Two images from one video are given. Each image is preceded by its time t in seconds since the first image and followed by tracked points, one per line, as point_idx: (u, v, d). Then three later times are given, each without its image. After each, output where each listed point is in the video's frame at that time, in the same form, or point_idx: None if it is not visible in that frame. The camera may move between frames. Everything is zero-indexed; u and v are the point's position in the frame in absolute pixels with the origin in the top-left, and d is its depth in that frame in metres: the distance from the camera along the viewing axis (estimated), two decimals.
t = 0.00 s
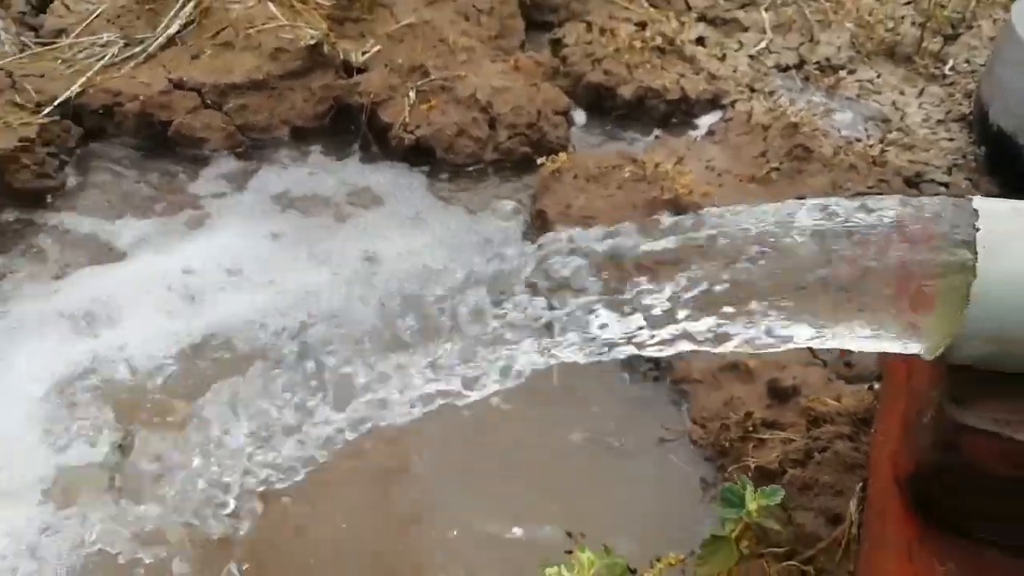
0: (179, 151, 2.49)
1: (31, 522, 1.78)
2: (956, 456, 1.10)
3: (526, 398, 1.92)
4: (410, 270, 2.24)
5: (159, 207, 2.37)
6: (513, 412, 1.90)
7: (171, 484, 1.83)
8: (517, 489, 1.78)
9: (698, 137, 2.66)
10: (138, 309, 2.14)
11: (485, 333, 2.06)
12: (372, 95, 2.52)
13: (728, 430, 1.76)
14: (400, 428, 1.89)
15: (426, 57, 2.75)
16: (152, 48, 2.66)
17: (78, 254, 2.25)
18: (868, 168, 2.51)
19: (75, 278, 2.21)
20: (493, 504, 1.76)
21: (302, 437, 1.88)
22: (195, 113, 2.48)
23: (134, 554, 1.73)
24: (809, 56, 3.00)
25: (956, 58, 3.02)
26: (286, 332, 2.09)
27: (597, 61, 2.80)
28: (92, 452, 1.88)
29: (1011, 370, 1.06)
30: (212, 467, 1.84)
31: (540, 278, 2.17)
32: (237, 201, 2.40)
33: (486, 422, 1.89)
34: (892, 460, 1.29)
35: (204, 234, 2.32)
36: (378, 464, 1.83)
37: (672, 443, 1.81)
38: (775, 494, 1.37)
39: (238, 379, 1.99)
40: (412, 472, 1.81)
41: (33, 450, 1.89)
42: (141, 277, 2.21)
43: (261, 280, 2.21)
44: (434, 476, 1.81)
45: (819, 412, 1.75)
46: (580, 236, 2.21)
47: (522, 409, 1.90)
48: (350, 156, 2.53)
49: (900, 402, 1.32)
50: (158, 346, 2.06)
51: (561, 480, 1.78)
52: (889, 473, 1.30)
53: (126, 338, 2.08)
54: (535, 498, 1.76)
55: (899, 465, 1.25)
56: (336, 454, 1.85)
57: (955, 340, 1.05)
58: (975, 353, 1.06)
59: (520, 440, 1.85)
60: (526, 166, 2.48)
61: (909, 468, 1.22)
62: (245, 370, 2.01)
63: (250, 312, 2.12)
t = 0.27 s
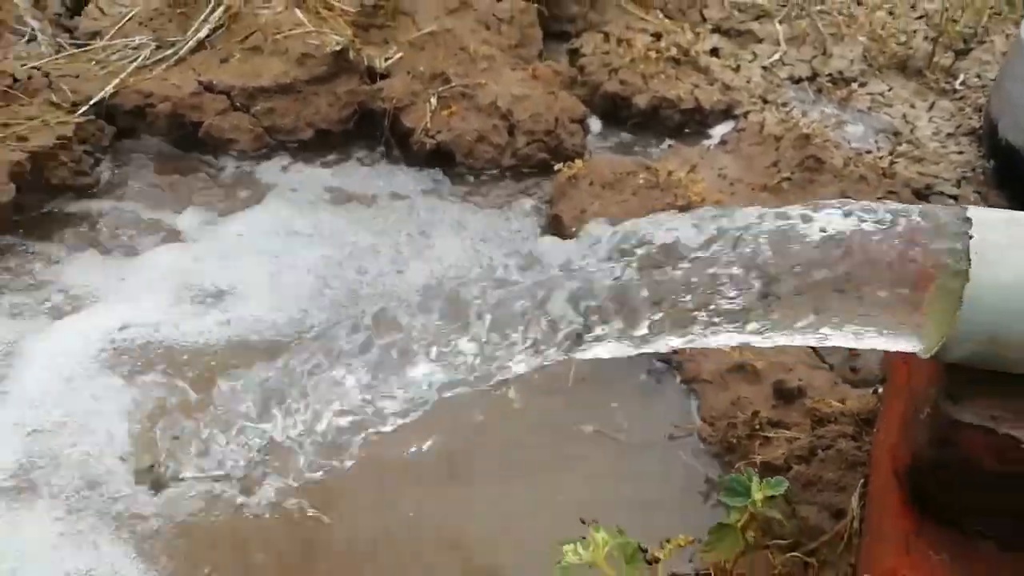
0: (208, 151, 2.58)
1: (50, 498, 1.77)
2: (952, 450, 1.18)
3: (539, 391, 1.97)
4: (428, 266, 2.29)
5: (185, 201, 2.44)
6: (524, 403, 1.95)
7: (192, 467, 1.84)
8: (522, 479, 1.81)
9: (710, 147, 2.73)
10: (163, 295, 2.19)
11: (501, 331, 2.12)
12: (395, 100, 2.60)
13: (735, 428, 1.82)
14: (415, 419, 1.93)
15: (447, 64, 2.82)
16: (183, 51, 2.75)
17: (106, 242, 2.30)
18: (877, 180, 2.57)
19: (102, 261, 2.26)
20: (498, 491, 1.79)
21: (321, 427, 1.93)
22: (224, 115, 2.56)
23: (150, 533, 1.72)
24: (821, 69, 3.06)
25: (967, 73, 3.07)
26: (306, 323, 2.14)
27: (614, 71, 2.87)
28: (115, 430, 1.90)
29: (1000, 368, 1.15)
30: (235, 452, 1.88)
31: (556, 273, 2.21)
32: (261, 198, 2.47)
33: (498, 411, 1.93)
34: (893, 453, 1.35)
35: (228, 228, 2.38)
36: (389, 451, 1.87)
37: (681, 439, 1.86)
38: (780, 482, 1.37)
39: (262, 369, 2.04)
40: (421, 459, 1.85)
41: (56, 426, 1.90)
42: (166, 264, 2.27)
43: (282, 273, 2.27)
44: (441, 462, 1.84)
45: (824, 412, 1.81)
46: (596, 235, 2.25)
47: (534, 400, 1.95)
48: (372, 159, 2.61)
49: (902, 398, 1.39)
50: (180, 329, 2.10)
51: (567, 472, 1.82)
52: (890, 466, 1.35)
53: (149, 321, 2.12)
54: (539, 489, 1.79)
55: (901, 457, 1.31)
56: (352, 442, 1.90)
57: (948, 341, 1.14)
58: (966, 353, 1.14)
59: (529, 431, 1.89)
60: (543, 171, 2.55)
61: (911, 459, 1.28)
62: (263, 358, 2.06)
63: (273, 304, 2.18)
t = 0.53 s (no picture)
0: (243, 160, 2.67)
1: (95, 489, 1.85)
2: (960, 454, 1.25)
3: (561, 394, 2.03)
4: (453, 273, 2.36)
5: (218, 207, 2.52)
6: (546, 405, 2.01)
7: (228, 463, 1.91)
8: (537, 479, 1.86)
9: (729, 165, 2.80)
10: (200, 294, 2.27)
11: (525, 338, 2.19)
12: (424, 115, 2.69)
13: (752, 436, 1.88)
14: (440, 418, 2.00)
15: (474, 79, 2.90)
16: (220, 64, 2.85)
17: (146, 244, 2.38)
18: (892, 199, 2.62)
19: (143, 259, 2.35)
20: (514, 489, 1.84)
21: (349, 426, 1.99)
22: (259, 126, 2.67)
23: (191, 525, 1.79)
24: (839, 90, 3.13)
25: (983, 96, 3.13)
26: (334, 327, 2.21)
27: (635, 89, 2.95)
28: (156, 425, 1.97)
29: (1008, 378, 1.20)
30: (267, 448, 1.95)
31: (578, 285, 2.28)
32: (291, 205, 2.55)
33: (521, 413, 1.99)
34: (904, 459, 1.40)
35: (260, 232, 2.46)
36: (415, 446, 1.93)
37: (698, 448, 1.92)
38: (794, 487, 1.38)
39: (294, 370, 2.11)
40: (444, 455, 1.91)
41: (100, 420, 1.98)
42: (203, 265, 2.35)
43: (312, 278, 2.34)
44: (464, 459, 1.90)
45: (838, 422, 1.87)
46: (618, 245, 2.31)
47: (556, 403, 2.01)
48: (400, 169, 2.69)
49: (913, 408, 1.44)
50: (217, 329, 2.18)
51: (583, 473, 1.87)
52: (901, 471, 1.41)
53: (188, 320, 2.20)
54: (553, 489, 1.84)
55: (912, 463, 1.36)
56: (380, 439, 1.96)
57: (958, 352, 1.20)
58: (975, 363, 1.20)
59: (549, 432, 1.95)
60: (565, 185, 2.63)
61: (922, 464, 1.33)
62: (294, 358, 2.13)
63: (305, 306, 2.26)
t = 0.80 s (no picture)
0: (272, 172, 2.74)
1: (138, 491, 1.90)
2: (978, 459, 1.29)
3: (585, 399, 2.08)
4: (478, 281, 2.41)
5: (249, 218, 2.59)
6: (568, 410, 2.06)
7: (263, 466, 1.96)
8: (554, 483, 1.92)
9: (747, 177, 2.84)
10: (233, 302, 2.34)
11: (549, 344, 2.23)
12: (448, 128, 2.76)
13: (773, 442, 1.92)
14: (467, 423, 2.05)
15: (497, 92, 2.95)
16: (250, 77, 2.93)
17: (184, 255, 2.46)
18: (909, 211, 2.66)
19: (179, 268, 2.42)
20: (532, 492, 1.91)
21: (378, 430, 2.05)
22: (288, 139, 2.74)
23: (232, 524, 1.84)
24: (855, 103, 3.17)
25: (999, 109, 3.16)
26: (362, 333, 2.27)
27: (654, 102, 3.00)
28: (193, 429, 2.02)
29: None
30: (299, 450, 2.00)
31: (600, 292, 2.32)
32: (319, 215, 2.62)
33: (544, 417, 2.05)
34: (921, 465, 1.45)
35: (290, 243, 2.53)
36: (442, 449, 2.00)
37: (720, 455, 1.96)
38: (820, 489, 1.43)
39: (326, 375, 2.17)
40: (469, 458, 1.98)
41: (140, 424, 2.03)
42: (236, 273, 2.42)
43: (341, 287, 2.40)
44: (487, 462, 1.97)
45: (858, 429, 1.91)
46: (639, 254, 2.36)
47: (579, 408, 2.06)
48: (424, 180, 2.76)
49: (931, 416, 1.49)
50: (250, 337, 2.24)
51: (599, 478, 1.93)
52: (919, 476, 1.45)
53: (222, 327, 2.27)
54: (568, 493, 1.90)
55: (929, 469, 1.41)
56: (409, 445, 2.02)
57: (973, 361, 1.25)
58: (992, 371, 1.24)
59: (571, 436, 2.01)
60: (586, 197, 2.68)
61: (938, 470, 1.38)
62: (323, 363, 2.19)
63: (334, 314, 2.31)
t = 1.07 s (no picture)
0: (285, 176, 2.78)
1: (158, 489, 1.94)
2: (983, 459, 1.31)
3: (594, 401, 2.12)
4: (489, 284, 2.45)
5: (263, 220, 2.63)
6: (577, 412, 2.10)
7: (279, 464, 1.99)
8: (559, 483, 1.95)
9: (754, 182, 2.87)
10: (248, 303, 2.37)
11: (558, 349, 2.27)
12: (459, 133, 2.79)
13: (780, 444, 1.94)
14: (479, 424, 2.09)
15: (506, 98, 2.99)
16: (263, 82, 2.96)
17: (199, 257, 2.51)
18: (915, 217, 2.69)
19: (195, 270, 2.46)
20: (538, 490, 1.94)
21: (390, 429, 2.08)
22: (301, 143, 2.77)
23: (249, 522, 1.88)
24: (861, 110, 3.20)
25: (1004, 116, 3.18)
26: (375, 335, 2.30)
27: (662, 108, 3.03)
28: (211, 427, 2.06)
29: None
30: (313, 449, 2.03)
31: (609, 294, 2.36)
32: (332, 217, 2.66)
33: (553, 419, 2.09)
34: (927, 466, 1.48)
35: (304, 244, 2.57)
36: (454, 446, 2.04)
37: (727, 456, 1.98)
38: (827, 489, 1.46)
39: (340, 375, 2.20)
40: (479, 455, 2.02)
41: (158, 422, 2.06)
42: (249, 275, 2.46)
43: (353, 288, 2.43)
44: (496, 460, 2.01)
45: (864, 430, 1.93)
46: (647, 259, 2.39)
47: (588, 410, 2.10)
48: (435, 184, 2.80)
49: (936, 418, 1.52)
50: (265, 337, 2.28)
51: (604, 480, 1.96)
52: (924, 477, 1.48)
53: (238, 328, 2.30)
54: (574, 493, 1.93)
55: (934, 469, 1.44)
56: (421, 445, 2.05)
57: (980, 363, 1.27)
58: (997, 374, 1.27)
59: (579, 437, 2.04)
60: (595, 202, 2.72)
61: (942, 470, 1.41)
62: (336, 364, 2.22)
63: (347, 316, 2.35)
